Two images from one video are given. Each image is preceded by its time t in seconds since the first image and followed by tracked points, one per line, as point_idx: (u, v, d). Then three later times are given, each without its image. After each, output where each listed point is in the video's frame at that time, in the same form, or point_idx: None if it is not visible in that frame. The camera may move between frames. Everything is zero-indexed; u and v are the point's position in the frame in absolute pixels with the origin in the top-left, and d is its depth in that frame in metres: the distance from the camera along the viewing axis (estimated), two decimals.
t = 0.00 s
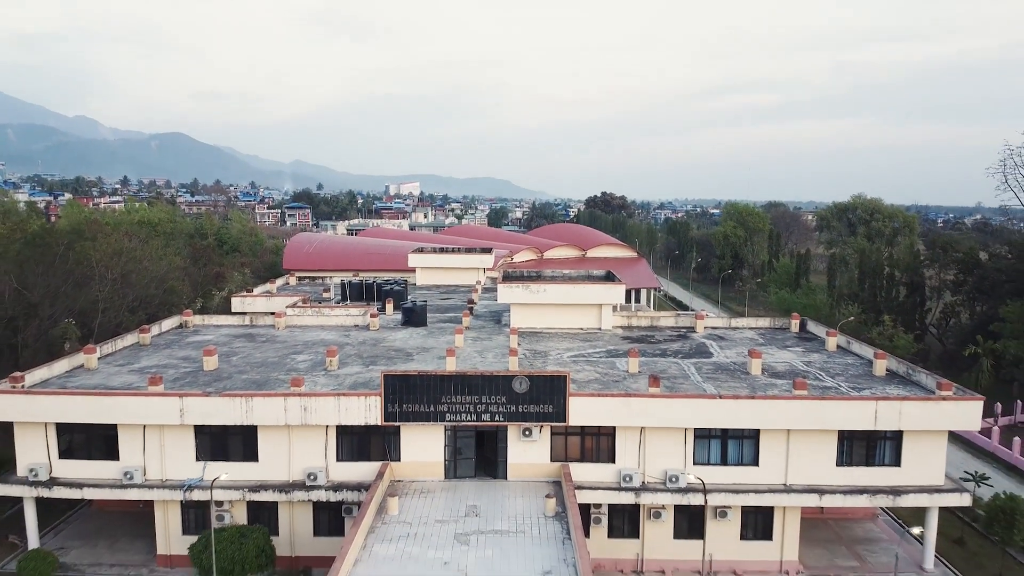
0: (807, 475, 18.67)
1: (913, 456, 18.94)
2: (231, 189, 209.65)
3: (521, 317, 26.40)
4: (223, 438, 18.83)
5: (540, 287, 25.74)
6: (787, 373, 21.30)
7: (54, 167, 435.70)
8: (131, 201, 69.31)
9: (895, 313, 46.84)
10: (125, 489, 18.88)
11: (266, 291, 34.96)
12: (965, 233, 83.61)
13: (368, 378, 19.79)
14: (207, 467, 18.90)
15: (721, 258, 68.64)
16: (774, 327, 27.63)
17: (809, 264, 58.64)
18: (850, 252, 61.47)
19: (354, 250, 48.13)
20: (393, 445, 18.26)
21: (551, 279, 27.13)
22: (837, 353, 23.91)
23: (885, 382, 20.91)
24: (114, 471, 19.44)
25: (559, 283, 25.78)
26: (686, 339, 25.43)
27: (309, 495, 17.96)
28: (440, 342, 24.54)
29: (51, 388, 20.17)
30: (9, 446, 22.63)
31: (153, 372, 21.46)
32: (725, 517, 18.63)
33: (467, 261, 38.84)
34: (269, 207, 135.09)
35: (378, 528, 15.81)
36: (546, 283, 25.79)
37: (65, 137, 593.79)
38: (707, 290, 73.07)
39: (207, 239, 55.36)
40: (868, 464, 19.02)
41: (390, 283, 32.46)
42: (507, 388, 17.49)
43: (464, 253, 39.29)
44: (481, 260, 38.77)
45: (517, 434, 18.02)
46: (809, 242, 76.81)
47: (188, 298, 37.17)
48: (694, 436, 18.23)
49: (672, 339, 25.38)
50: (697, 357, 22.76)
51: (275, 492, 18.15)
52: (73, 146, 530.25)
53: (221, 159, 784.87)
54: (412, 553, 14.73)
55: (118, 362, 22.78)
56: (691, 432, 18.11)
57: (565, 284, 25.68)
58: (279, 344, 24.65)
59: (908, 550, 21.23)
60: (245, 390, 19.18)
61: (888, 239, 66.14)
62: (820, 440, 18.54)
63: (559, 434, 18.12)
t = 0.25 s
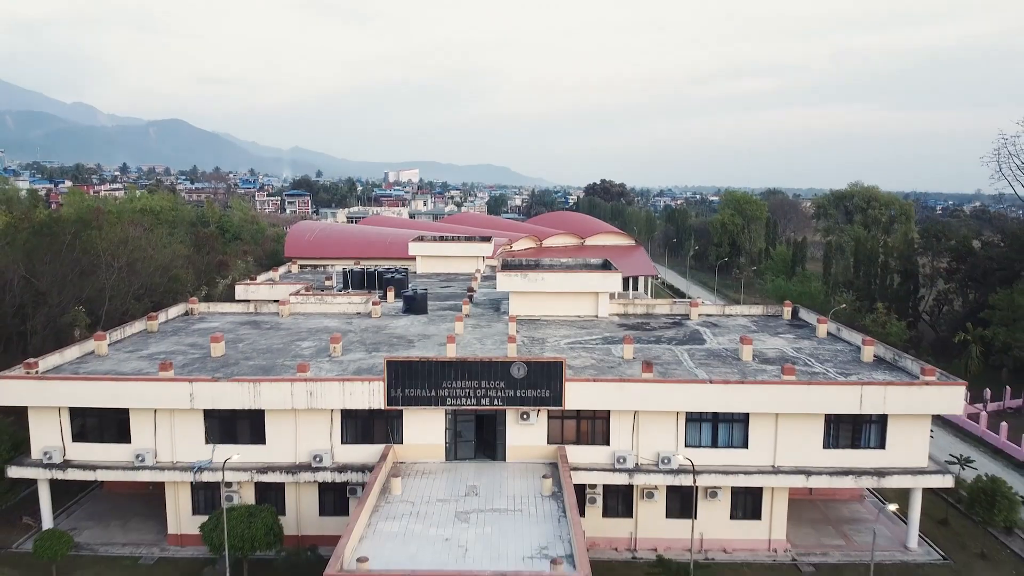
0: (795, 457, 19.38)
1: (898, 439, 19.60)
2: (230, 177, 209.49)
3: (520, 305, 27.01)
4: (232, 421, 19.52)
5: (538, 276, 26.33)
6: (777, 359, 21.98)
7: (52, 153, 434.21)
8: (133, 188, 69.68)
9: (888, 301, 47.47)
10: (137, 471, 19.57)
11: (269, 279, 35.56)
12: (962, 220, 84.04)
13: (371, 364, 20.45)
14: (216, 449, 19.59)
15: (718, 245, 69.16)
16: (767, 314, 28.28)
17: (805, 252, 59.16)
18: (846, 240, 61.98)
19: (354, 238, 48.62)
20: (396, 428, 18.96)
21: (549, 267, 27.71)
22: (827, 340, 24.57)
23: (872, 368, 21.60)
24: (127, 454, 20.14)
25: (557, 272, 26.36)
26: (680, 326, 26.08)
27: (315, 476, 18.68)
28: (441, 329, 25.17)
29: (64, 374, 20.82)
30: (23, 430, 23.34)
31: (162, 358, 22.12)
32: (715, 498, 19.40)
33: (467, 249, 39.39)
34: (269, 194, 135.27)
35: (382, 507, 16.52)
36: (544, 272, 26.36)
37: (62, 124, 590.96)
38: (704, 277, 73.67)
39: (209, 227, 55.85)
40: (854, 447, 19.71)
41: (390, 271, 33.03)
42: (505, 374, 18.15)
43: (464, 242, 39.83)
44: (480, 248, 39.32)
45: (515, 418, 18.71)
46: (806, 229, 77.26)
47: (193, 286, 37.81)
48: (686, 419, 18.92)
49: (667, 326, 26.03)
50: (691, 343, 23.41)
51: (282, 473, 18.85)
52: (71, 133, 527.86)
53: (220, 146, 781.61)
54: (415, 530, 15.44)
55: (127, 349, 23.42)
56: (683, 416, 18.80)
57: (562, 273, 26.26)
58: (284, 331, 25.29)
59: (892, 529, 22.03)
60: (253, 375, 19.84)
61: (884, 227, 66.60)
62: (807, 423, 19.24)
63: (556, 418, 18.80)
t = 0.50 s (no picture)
0: (784, 438, 20.11)
1: (883, 420, 20.31)
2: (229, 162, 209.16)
3: (518, 292, 27.61)
4: (240, 403, 20.21)
5: (536, 263, 26.90)
6: (768, 343, 22.65)
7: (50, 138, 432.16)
8: (134, 174, 70.02)
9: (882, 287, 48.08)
10: (149, 451, 20.28)
11: (272, 266, 36.13)
12: (959, 205, 84.48)
13: (373, 348, 21.10)
14: (225, 430, 20.29)
15: (716, 231, 69.67)
16: (760, 300, 28.90)
17: (802, 238, 59.67)
18: (842, 226, 62.43)
19: (354, 225, 49.07)
20: (399, 410, 19.65)
21: (547, 254, 28.26)
22: (818, 325, 25.23)
23: (860, 352, 22.28)
24: (138, 435, 20.84)
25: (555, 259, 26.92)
26: (675, 312, 26.72)
27: (321, 456, 19.41)
28: (441, 315, 25.79)
29: (77, 358, 21.47)
30: (36, 412, 24.06)
31: (171, 342, 22.77)
32: (706, 476, 20.17)
33: (466, 236, 39.92)
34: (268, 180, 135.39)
35: (386, 484, 17.25)
36: (542, 259, 26.93)
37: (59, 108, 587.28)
38: (702, 263, 74.24)
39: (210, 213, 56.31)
40: (841, 428, 20.42)
41: (391, 258, 33.59)
42: (504, 357, 18.81)
43: (463, 228, 40.34)
44: (480, 235, 39.83)
45: (514, 400, 19.40)
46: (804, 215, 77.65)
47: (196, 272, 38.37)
48: (679, 401, 19.62)
49: (662, 312, 26.67)
50: (685, 328, 24.07)
51: (289, 453, 19.58)
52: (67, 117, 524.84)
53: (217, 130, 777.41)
54: (418, 506, 16.18)
55: (136, 334, 24.06)
56: (675, 398, 19.49)
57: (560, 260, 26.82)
58: (288, 316, 25.92)
59: (878, 507, 22.85)
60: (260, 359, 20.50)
61: (880, 213, 67.00)
62: (795, 405, 19.94)
63: (553, 400, 19.50)
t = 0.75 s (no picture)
0: (773, 419, 20.82)
1: (869, 402, 21.03)
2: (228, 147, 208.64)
3: (517, 278, 28.21)
4: (248, 386, 20.90)
5: (534, 250, 27.48)
6: (759, 328, 23.30)
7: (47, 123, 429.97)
8: (135, 161, 70.30)
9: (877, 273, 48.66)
10: (160, 432, 20.99)
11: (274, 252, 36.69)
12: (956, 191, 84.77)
13: (376, 333, 21.75)
14: (233, 412, 21.00)
15: (714, 218, 70.07)
16: (754, 286, 29.51)
17: (799, 224, 60.13)
18: (839, 212, 62.83)
19: (355, 211, 49.54)
20: (401, 392, 20.35)
21: (545, 241, 28.83)
22: (809, 310, 25.88)
23: (848, 336, 22.95)
24: (149, 417, 21.53)
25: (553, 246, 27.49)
26: (670, 297, 27.33)
27: (326, 436, 20.13)
28: (442, 301, 26.41)
29: (89, 342, 22.12)
30: (49, 395, 24.77)
31: (179, 327, 23.42)
32: (698, 456, 20.92)
33: (466, 223, 40.43)
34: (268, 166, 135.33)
35: (389, 463, 17.98)
36: (540, 246, 27.50)
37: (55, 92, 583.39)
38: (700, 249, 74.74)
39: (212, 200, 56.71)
40: (828, 409, 21.13)
41: (392, 244, 34.13)
42: (503, 341, 19.47)
43: (463, 215, 40.84)
44: (479, 222, 40.33)
45: (512, 383, 20.09)
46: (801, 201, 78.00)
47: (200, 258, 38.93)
48: (672, 383, 20.32)
49: (658, 297, 27.28)
50: (679, 313, 24.72)
51: (296, 433, 20.30)
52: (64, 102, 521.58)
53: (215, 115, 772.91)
54: (420, 484, 16.91)
55: (145, 319, 24.69)
56: (669, 381, 20.19)
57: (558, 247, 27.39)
58: (292, 302, 26.54)
59: (865, 486, 23.66)
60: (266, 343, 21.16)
61: (877, 199, 67.38)
62: (785, 387, 20.65)
63: (550, 383, 20.20)
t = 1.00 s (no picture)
0: (763, 404, 21.53)
1: (856, 388, 21.73)
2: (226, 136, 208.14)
3: (516, 268, 28.82)
4: (255, 372, 21.59)
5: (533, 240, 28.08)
6: (751, 316, 23.96)
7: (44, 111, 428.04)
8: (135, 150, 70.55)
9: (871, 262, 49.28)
10: (170, 417, 21.67)
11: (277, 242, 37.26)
12: (952, 180, 85.23)
13: (379, 321, 22.40)
14: (241, 397, 21.69)
15: (711, 207, 70.54)
16: (748, 275, 30.15)
17: (795, 213, 60.63)
18: (836, 201, 63.33)
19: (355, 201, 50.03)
20: (403, 378, 21.04)
21: (543, 231, 29.43)
22: (801, 299, 26.52)
23: (838, 324, 23.61)
24: (159, 402, 22.21)
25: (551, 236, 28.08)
26: (666, 287, 27.96)
27: (331, 421, 20.84)
28: (442, 290, 27.04)
29: (99, 330, 22.76)
30: (60, 382, 25.45)
31: (187, 316, 24.06)
32: (690, 439, 21.64)
33: (466, 213, 40.98)
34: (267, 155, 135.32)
35: (393, 446, 18.70)
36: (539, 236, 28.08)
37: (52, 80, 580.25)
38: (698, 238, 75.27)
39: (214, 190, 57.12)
40: (817, 395, 21.83)
41: (393, 234, 34.70)
42: (502, 329, 20.13)
43: (463, 206, 41.36)
44: (479, 212, 40.85)
45: (511, 369, 20.77)
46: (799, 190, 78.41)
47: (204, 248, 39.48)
48: (665, 370, 21.01)
49: (653, 287, 27.91)
50: (674, 302, 25.37)
51: (302, 418, 21.01)
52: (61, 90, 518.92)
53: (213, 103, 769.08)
54: (423, 465, 17.63)
55: (153, 308, 25.32)
56: (662, 367, 20.88)
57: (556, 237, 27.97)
58: (296, 291, 27.18)
59: (852, 469, 24.44)
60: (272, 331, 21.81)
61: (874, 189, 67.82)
62: (774, 373, 21.34)
63: (547, 369, 20.89)
